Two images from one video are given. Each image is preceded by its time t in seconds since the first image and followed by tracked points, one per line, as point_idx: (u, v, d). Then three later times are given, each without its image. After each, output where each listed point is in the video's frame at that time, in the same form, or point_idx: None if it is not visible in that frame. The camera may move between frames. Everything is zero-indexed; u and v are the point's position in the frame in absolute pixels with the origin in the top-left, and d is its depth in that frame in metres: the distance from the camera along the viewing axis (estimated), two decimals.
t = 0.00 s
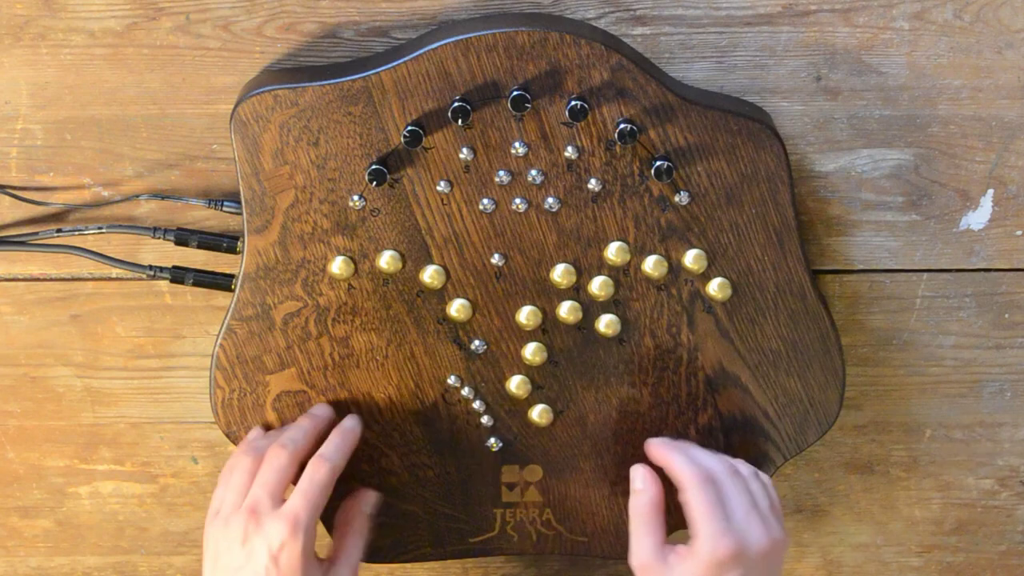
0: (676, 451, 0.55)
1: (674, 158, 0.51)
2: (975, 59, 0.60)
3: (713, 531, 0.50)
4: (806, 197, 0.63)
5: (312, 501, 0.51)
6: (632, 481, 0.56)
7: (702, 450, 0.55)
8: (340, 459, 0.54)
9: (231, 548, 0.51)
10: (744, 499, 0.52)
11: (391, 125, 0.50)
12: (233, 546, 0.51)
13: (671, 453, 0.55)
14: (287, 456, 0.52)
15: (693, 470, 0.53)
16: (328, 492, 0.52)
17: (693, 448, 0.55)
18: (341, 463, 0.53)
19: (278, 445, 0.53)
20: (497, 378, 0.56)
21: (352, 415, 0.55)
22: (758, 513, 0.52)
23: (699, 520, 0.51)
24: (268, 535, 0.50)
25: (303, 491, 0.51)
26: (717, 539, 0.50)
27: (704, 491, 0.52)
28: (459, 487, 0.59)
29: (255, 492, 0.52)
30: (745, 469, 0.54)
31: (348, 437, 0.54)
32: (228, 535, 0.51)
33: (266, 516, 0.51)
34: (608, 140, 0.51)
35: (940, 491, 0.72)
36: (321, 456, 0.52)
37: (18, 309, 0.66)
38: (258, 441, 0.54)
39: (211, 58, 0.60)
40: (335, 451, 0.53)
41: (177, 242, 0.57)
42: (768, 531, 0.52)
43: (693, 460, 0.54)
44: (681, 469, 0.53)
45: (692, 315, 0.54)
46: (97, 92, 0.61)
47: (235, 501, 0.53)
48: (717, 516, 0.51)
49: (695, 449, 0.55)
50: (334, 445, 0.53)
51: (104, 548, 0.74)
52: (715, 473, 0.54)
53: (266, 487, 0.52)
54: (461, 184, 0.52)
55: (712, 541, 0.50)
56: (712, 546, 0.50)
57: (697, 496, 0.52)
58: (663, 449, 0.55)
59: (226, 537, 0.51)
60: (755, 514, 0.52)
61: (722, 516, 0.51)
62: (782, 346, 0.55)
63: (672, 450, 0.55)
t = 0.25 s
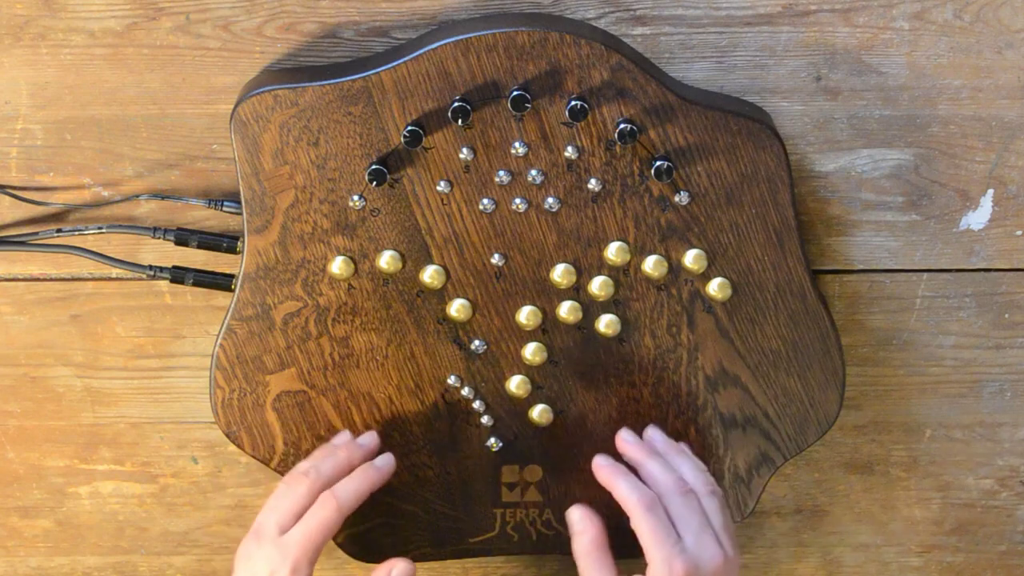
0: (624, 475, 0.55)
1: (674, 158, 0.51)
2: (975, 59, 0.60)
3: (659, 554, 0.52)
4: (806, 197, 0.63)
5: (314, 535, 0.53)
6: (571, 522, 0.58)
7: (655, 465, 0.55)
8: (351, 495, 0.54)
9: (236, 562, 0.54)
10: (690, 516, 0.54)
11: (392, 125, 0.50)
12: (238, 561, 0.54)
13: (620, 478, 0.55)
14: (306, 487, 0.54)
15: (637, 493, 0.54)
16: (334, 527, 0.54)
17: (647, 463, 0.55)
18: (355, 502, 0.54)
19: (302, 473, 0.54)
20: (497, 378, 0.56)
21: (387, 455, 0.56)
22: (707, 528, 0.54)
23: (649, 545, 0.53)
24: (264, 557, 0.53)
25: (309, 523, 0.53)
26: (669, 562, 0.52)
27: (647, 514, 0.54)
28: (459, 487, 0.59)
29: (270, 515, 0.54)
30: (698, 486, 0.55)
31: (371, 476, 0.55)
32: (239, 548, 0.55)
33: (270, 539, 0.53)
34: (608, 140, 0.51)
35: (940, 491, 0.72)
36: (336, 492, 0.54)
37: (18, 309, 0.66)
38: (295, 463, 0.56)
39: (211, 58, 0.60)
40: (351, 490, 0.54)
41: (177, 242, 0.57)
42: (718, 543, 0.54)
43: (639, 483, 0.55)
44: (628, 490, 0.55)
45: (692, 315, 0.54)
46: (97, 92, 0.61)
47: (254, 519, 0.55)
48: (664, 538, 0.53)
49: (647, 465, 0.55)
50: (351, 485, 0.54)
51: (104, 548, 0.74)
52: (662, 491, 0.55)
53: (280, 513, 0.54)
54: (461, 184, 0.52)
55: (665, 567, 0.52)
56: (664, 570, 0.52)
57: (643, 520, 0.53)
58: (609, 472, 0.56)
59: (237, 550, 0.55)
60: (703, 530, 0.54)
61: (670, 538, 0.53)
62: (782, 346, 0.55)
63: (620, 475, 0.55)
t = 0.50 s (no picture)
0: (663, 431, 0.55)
1: (674, 158, 0.51)
2: (975, 59, 0.60)
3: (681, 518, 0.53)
4: (806, 197, 0.63)
5: (301, 493, 0.53)
6: (587, 497, 0.57)
7: (698, 429, 0.54)
8: (328, 443, 0.54)
9: (229, 541, 0.53)
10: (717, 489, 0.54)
11: (392, 125, 0.50)
12: (229, 539, 0.53)
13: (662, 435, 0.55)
14: (278, 448, 0.53)
15: (672, 454, 0.54)
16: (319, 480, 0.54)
17: (689, 428, 0.54)
18: (333, 450, 0.54)
19: (268, 435, 0.54)
20: (497, 378, 0.56)
21: (344, 399, 0.55)
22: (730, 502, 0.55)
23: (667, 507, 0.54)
24: (260, 527, 0.52)
25: (293, 484, 0.53)
26: (686, 526, 0.53)
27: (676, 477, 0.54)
28: (459, 487, 0.59)
29: (248, 487, 0.54)
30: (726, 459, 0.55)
31: (338, 421, 0.54)
32: (226, 527, 0.54)
33: (259, 509, 0.53)
34: (608, 140, 0.51)
35: (940, 491, 0.72)
36: (311, 446, 0.54)
37: (18, 309, 0.66)
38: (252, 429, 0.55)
39: (211, 58, 0.60)
40: (325, 439, 0.54)
41: (177, 242, 0.57)
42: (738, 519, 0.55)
43: (675, 445, 0.55)
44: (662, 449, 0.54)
45: (692, 315, 0.54)
46: (97, 92, 0.61)
47: (233, 495, 0.55)
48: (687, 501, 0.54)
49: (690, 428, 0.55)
50: (324, 433, 0.54)
51: (104, 548, 0.74)
52: (696, 457, 0.55)
53: (259, 482, 0.53)
54: (461, 184, 0.52)
55: (679, 529, 0.53)
56: (678, 533, 0.53)
57: (669, 481, 0.54)
58: (652, 423, 0.55)
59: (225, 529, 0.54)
60: (727, 504, 0.54)
61: (691, 504, 0.54)
62: (783, 345, 0.55)
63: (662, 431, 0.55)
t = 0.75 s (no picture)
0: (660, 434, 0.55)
1: (674, 158, 0.51)
2: (975, 59, 0.60)
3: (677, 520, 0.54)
4: (806, 197, 0.63)
5: (309, 497, 0.53)
6: (597, 495, 0.58)
7: (698, 431, 0.54)
8: (335, 448, 0.54)
9: (237, 543, 0.54)
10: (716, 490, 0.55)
11: (392, 125, 0.50)
12: (238, 541, 0.54)
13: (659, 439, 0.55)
14: (283, 451, 0.54)
15: (669, 456, 0.55)
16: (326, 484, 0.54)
17: (688, 429, 0.55)
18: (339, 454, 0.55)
19: (272, 438, 0.54)
20: (498, 378, 0.56)
21: (347, 404, 0.56)
22: (728, 503, 0.55)
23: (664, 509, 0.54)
24: (270, 529, 0.53)
25: (301, 488, 0.53)
26: (682, 527, 0.54)
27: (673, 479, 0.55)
28: (458, 486, 0.59)
29: (256, 490, 0.54)
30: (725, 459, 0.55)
31: (343, 425, 0.55)
32: (234, 530, 0.55)
33: (268, 512, 0.54)
34: (608, 140, 0.51)
35: (940, 491, 0.72)
36: (317, 450, 0.54)
37: (18, 309, 0.66)
38: (254, 431, 0.55)
39: (211, 58, 0.60)
40: (331, 443, 0.54)
41: (177, 242, 0.57)
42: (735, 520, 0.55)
43: (671, 447, 0.55)
44: (658, 451, 0.55)
45: (692, 315, 0.54)
46: (97, 92, 0.61)
47: (240, 497, 0.55)
48: (683, 503, 0.54)
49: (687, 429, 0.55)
50: (330, 437, 0.54)
51: (104, 548, 0.74)
52: (694, 458, 0.55)
53: (266, 485, 0.54)
54: (461, 184, 0.52)
55: (675, 531, 0.54)
56: (675, 534, 0.54)
57: (666, 483, 0.55)
58: (648, 428, 0.56)
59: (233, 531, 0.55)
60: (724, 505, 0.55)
61: (688, 505, 0.54)
62: (783, 345, 0.55)
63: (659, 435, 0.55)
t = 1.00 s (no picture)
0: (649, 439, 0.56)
1: (674, 158, 0.51)
2: (975, 59, 0.60)
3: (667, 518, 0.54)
4: (806, 197, 0.63)
5: (328, 502, 0.54)
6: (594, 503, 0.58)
7: (693, 428, 0.55)
8: (351, 453, 0.55)
9: (254, 550, 0.54)
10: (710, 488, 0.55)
11: (392, 125, 0.50)
12: (255, 548, 0.54)
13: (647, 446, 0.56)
14: (297, 455, 0.54)
15: (659, 455, 0.55)
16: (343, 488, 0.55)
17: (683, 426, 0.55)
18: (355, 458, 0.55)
19: (286, 443, 0.54)
20: (497, 378, 0.56)
21: (356, 408, 0.56)
22: (723, 502, 0.55)
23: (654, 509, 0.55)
24: (291, 535, 0.53)
25: (320, 492, 0.54)
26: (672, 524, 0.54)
27: (663, 478, 0.55)
28: (458, 486, 0.59)
29: (272, 496, 0.54)
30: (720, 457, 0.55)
31: (355, 429, 0.55)
32: (249, 537, 0.54)
33: (286, 518, 0.54)
34: (608, 140, 0.51)
35: (940, 491, 0.72)
36: (334, 456, 0.54)
37: (18, 309, 0.66)
38: (264, 437, 0.55)
39: (211, 58, 0.60)
40: (347, 448, 0.54)
41: (177, 242, 0.57)
42: (728, 519, 0.55)
43: (661, 448, 0.55)
44: (649, 451, 0.55)
45: (692, 315, 0.54)
46: (97, 92, 0.61)
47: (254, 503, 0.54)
48: (673, 502, 0.54)
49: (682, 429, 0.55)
50: (346, 443, 0.55)
51: (104, 548, 0.74)
52: (689, 456, 0.55)
53: (283, 491, 0.54)
54: (461, 184, 0.52)
55: (666, 529, 0.54)
56: (664, 533, 0.54)
57: (657, 482, 0.55)
58: (637, 430, 0.56)
59: (249, 538, 0.54)
60: (718, 503, 0.54)
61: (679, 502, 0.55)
62: (783, 345, 0.55)
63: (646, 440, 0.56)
